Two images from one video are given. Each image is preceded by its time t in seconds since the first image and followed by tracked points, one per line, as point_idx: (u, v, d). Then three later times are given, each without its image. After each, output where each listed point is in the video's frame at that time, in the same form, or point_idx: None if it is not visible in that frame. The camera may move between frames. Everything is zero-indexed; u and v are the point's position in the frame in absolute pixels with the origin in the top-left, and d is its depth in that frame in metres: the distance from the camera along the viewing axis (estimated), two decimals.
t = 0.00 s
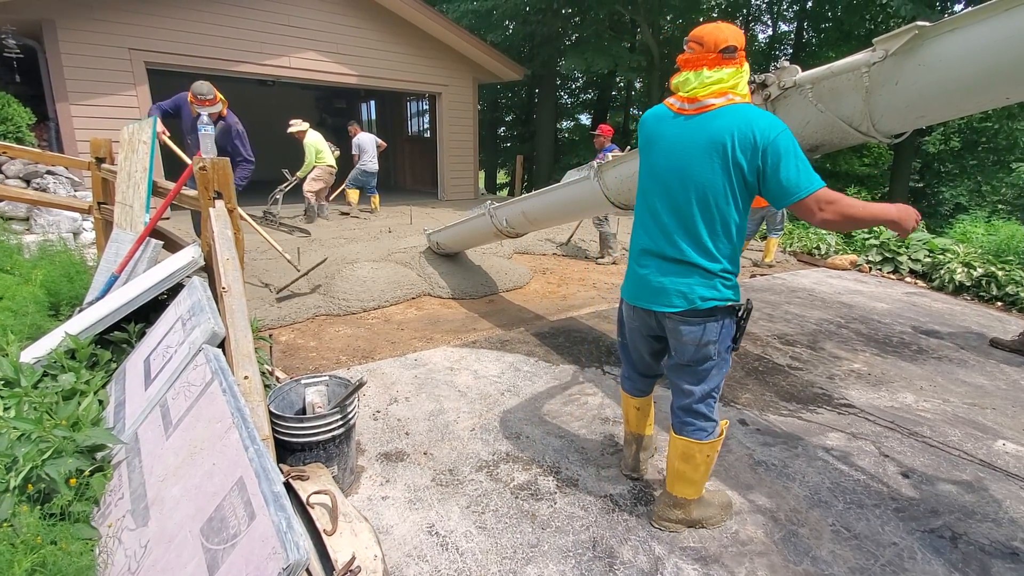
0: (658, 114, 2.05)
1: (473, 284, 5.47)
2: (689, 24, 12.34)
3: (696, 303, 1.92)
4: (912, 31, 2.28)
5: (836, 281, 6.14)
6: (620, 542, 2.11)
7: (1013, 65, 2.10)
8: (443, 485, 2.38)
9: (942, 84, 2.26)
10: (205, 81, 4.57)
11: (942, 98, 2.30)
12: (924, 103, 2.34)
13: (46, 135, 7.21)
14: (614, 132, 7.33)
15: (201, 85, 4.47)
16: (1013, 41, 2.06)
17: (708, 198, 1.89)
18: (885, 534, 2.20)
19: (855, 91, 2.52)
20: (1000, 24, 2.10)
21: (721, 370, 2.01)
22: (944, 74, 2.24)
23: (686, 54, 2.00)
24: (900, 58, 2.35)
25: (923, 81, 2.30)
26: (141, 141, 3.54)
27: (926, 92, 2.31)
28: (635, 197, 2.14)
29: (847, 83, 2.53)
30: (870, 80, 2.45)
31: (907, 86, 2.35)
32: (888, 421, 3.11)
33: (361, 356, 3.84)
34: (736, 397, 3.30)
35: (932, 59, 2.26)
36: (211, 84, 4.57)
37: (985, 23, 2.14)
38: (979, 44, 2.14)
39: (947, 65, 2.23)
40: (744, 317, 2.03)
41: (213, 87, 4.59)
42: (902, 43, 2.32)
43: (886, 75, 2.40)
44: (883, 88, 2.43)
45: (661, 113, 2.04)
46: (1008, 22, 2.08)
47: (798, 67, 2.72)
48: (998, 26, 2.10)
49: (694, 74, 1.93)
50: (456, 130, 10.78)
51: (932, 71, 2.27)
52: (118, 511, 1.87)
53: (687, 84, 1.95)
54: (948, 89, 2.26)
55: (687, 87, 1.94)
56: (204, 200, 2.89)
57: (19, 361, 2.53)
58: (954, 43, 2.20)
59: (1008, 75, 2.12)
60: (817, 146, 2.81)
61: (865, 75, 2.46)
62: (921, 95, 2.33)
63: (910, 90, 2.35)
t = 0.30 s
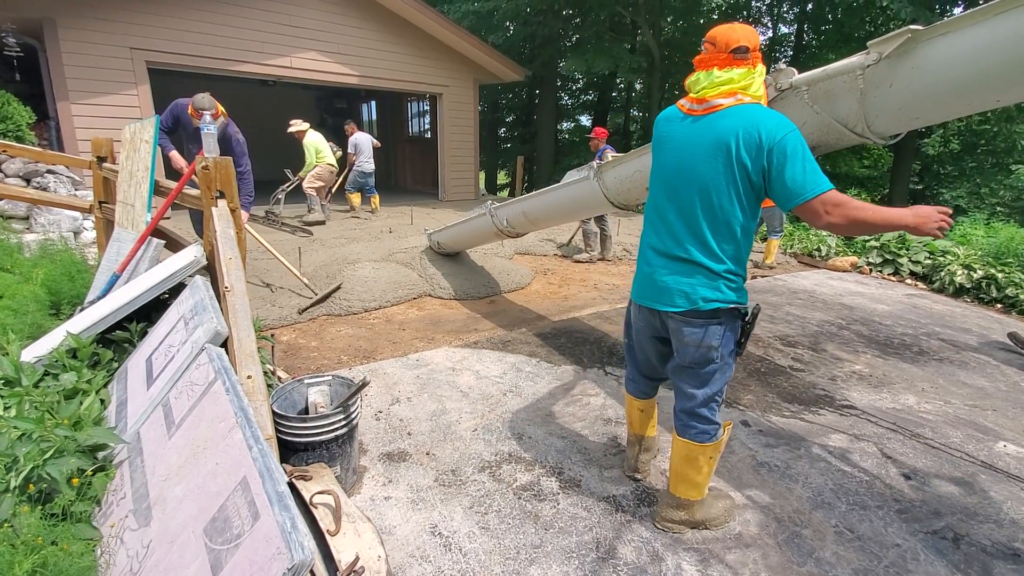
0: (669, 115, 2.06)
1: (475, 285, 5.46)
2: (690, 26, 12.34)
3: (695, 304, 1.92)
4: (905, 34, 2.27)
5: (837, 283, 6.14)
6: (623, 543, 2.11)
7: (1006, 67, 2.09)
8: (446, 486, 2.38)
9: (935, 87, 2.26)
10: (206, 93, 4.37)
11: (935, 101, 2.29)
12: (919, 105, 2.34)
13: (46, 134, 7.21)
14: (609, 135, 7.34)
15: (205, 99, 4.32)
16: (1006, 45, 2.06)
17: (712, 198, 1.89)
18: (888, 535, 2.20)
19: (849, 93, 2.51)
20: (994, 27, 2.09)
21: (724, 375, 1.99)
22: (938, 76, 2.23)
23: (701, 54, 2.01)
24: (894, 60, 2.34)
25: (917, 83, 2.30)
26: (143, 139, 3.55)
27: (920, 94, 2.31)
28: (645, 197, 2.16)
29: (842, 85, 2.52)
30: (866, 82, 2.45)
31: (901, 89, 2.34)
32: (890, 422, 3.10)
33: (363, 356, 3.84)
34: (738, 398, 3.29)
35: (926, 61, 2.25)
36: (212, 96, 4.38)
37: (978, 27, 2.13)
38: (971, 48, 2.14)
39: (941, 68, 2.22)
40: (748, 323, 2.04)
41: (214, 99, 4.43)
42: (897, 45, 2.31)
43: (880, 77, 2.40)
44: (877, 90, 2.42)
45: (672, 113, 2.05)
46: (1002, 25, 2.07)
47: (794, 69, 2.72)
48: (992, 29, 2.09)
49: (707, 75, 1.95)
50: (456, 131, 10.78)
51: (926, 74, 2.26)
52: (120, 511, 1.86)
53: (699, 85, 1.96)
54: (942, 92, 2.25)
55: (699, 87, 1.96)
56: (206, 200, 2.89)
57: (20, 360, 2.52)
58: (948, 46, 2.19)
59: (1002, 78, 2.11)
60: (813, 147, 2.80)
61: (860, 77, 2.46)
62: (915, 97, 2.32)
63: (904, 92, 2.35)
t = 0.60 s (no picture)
0: (684, 117, 2.04)
1: (476, 285, 5.45)
2: (691, 26, 12.33)
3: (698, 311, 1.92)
4: (901, 35, 2.22)
5: (839, 284, 6.13)
6: (626, 545, 2.09)
7: (1004, 68, 2.03)
8: (447, 487, 2.37)
9: (933, 86, 2.20)
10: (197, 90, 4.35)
11: (932, 101, 2.24)
12: (915, 105, 2.28)
13: (47, 133, 7.21)
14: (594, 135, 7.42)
15: (196, 95, 4.30)
16: (1005, 44, 2.00)
17: (717, 203, 1.87)
18: (891, 538, 2.19)
19: (846, 93, 2.44)
20: (992, 27, 2.03)
21: (734, 380, 1.97)
22: (936, 76, 2.17)
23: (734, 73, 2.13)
24: (891, 61, 2.28)
25: (914, 84, 2.24)
26: (144, 140, 3.55)
27: (918, 94, 2.25)
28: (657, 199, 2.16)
29: (839, 85, 2.45)
30: (862, 83, 2.38)
31: (899, 89, 2.28)
32: (892, 424, 3.09)
33: (364, 356, 3.83)
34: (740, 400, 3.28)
35: (924, 61, 2.19)
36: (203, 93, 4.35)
37: (975, 26, 2.07)
38: (970, 47, 2.08)
39: (938, 68, 2.16)
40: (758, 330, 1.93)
41: (205, 96, 4.41)
42: (893, 46, 2.25)
43: (877, 77, 2.33)
44: (874, 90, 2.36)
45: (687, 115, 2.04)
46: (999, 24, 2.01)
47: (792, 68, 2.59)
48: (990, 29, 2.03)
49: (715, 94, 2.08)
50: (456, 131, 10.77)
51: (924, 73, 2.20)
52: (120, 512, 1.85)
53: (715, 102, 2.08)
54: (939, 92, 2.20)
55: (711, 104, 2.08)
56: (207, 199, 2.87)
57: (20, 359, 2.52)
58: (945, 46, 2.13)
59: (999, 78, 2.06)
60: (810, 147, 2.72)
61: (856, 77, 2.39)
62: (911, 97, 2.27)
63: (901, 93, 2.29)
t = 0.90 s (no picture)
0: (734, 133, 1.99)
1: (477, 285, 5.43)
2: (691, 27, 12.33)
3: (707, 327, 1.93)
4: (896, 36, 2.21)
5: (840, 284, 6.13)
6: (629, 546, 2.09)
7: (1002, 68, 2.01)
8: (449, 487, 2.36)
9: (929, 87, 2.18)
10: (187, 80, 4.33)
11: (929, 100, 2.23)
12: (912, 106, 2.27)
13: (48, 132, 7.21)
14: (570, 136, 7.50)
15: (185, 86, 4.29)
16: (1000, 45, 1.98)
17: (750, 222, 1.83)
18: (895, 539, 2.18)
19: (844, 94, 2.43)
20: (989, 27, 2.00)
21: (766, 384, 1.95)
22: (932, 77, 2.16)
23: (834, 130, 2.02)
24: (887, 62, 2.26)
25: (911, 84, 2.22)
26: (145, 138, 3.55)
27: (914, 94, 2.24)
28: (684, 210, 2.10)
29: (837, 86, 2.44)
30: (860, 83, 2.36)
31: (895, 90, 2.27)
32: (895, 425, 3.08)
33: (364, 356, 3.82)
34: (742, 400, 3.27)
35: (920, 63, 2.17)
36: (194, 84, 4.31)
37: (970, 27, 2.05)
38: (965, 48, 2.06)
39: (934, 69, 2.15)
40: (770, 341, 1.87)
41: (195, 88, 4.40)
42: (889, 47, 2.24)
43: (873, 78, 2.31)
44: (871, 90, 2.34)
45: (738, 131, 1.99)
46: (994, 26, 1.99)
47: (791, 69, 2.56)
48: (987, 29, 2.01)
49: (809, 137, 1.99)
50: (457, 131, 10.76)
51: (920, 75, 2.19)
52: (122, 511, 1.85)
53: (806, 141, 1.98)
54: (937, 92, 2.18)
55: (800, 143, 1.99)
56: (208, 198, 2.87)
57: (22, 358, 2.51)
58: (941, 47, 2.12)
59: (997, 78, 2.03)
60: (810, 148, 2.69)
61: (853, 78, 2.36)
62: (909, 97, 2.25)
63: (898, 93, 2.27)
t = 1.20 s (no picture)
0: (780, 161, 1.98)
1: (477, 285, 5.42)
2: (692, 26, 12.32)
3: (735, 345, 1.88)
4: (897, 36, 2.18)
5: (841, 284, 6.12)
6: (631, 546, 2.08)
7: (1001, 68, 2.01)
8: (450, 487, 2.36)
9: (930, 87, 2.18)
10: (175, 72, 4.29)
11: (929, 101, 2.22)
12: (913, 106, 2.26)
13: (48, 131, 7.21)
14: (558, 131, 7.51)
15: (169, 77, 4.21)
16: (1002, 44, 1.97)
17: (797, 244, 1.78)
18: (896, 539, 2.18)
19: (844, 94, 2.39)
20: (990, 26, 1.99)
21: (799, 409, 1.87)
22: (933, 77, 2.15)
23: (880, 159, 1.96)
24: (887, 62, 2.24)
25: (910, 85, 2.21)
26: (146, 137, 3.54)
27: (915, 94, 2.23)
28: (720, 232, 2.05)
29: (837, 85, 2.40)
30: (860, 83, 2.33)
31: (895, 90, 2.25)
32: (896, 425, 3.08)
33: (365, 355, 3.82)
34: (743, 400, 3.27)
35: (921, 62, 2.16)
36: (179, 74, 4.25)
37: (971, 27, 2.04)
38: (966, 47, 2.05)
39: (935, 69, 2.14)
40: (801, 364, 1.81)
41: (181, 79, 4.31)
42: (890, 47, 2.21)
43: (874, 78, 2.29)
44: (872, 90, 2.32)
45: (784, 160, 1.98)
46: (996, 25, 1.98)
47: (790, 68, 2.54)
48: (986, 28, 2.00)
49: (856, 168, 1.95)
50: (457, 131, 10.75)
51: (921, 75, 2.18)
52: (124, 511, 1.84)
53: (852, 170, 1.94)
54: (936, 93, 2.18)
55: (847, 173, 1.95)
56: (208, 197, 2.86)
57: (23, 357, 2.51)
58: (941, 47, 2.11)
59: (998, 78, 2.04)
60: (809, 148, 2.64)
61: (854, 78, 2.34)
62: (908, 98, 2.24)
63: (898, 93, 2.25)
